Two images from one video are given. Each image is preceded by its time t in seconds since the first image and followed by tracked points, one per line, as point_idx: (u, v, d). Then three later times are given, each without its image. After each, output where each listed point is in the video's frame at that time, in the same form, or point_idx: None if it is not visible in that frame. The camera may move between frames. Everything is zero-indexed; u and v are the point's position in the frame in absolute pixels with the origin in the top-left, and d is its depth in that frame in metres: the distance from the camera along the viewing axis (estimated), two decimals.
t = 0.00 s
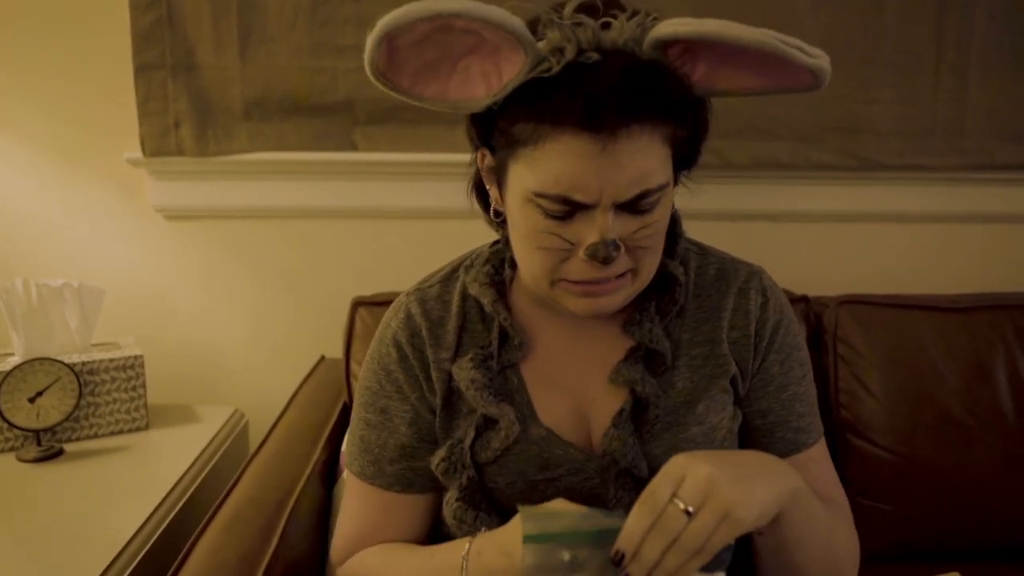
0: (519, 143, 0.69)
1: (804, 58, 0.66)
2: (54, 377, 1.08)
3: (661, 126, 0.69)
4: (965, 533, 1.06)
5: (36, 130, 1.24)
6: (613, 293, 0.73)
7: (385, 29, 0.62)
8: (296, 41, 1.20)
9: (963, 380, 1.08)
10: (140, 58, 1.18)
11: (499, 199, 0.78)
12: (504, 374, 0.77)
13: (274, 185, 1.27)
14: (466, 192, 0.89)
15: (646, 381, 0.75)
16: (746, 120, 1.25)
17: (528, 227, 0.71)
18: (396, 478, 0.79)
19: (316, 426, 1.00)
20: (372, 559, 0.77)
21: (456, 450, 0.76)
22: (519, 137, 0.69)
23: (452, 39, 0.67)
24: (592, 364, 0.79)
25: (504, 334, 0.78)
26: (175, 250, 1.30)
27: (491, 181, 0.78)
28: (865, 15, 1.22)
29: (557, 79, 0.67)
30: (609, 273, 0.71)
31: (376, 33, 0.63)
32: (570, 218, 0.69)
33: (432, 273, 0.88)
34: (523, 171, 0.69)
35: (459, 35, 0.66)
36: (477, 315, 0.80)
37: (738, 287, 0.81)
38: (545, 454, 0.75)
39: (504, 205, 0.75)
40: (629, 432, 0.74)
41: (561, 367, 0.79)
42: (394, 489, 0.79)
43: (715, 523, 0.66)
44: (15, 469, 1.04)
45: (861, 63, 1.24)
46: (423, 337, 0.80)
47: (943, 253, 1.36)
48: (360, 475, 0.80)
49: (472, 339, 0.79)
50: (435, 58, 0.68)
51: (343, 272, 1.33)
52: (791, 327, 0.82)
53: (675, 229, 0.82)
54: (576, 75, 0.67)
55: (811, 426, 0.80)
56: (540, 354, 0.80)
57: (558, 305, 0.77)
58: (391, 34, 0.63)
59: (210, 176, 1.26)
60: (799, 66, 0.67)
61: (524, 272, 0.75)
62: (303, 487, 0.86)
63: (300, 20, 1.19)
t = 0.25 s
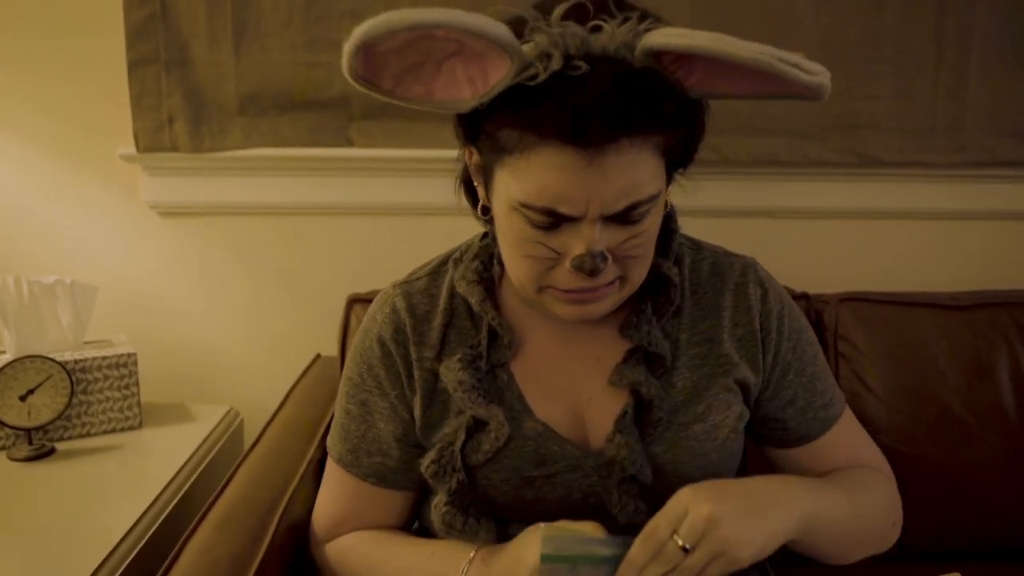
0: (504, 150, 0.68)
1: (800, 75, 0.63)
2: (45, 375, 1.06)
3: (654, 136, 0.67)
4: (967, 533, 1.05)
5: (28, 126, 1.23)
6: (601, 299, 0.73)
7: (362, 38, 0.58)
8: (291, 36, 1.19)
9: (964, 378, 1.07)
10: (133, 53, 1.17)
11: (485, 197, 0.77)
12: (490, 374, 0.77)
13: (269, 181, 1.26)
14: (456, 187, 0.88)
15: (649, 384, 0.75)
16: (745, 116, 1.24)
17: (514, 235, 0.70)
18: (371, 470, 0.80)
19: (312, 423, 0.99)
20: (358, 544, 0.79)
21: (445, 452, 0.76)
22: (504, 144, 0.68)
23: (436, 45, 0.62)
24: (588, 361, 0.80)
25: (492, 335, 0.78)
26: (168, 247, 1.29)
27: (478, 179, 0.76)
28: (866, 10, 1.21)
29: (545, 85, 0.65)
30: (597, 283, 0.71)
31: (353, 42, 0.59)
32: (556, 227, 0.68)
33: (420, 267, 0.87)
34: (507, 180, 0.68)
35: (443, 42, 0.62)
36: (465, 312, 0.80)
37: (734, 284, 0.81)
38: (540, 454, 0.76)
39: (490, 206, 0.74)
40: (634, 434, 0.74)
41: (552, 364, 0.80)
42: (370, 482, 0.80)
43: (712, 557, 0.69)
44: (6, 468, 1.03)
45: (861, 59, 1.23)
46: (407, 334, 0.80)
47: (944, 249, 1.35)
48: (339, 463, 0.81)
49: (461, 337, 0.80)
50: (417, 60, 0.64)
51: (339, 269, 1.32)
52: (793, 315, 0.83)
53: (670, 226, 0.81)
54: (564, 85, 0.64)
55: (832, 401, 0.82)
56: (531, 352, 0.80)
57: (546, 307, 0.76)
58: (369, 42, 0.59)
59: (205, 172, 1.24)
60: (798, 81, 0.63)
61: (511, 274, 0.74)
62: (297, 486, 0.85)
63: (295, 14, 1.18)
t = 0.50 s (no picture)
0: (490, 158, 0.66)
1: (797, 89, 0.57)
2: (36, 373, 1.05)
3: (644, 143, 0.66)
4: (967, 530, 1.04)
5: (18, 121, 1.22)
6: (591, 302, 0.72)
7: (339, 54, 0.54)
8: (284, 29, 1.17)
9: (963, 372, 1.06)
10: (124, 47, 1.16)
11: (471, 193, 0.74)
12: (482, 368, 0.76)
13: (262, 176, 1.24)
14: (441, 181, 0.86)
15: (646, 380, 0.74)
16: (741, 109, 1.23)
17: (501, 241, 0.69)
18: (355, 465, 0.79)
19: (302, 421, 0.98)
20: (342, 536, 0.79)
21: (438, 450, 0.75)
22: (490, 152, 0.66)
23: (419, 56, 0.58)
24: (579, 354, 0.79)
25: (483, 330, 0.77)
26: (161, 243, 1.27)
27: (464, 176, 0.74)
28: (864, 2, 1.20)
29: (531, 94, 0.62)
30: (587, 288, 0.70)
31: (331, 56, 0.55)
32: (544, 236, 0.67)
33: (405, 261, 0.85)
34: (494, 187, 0.67)
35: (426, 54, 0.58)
36: (454, 307, 0.79)
37: (729, 274, 0.80)
38: (534, 448, 0.75)
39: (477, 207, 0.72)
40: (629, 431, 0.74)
41: (544, 361, 0.78)
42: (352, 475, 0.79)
43: (757, 558, 0.70)
44: None
45: (859, 51, 1.22)
46: (394, 329, 0.79)
47: (942, 243, 1.34)
48: (324, 457, 0.80)
49: (450, 332, 0.78)
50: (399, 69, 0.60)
51: (332, 265, 1.30)
52: (785, 306, 0.82)
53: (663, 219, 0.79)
54: (550, 95, 0.62)
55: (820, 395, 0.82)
56: (522, 349, 0.78)
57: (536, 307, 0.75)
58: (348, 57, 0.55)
59: (197, 167, 1.23)
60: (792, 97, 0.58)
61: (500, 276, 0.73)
62: (289, 485, 0.84)
63: (287, 7, 1.17)
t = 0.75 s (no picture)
0: (481, 154, 0.65)
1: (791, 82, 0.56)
2: (27, 371, 1.04)
3: (636, 138, 0.65)
4: (965, 531, 1.03)
5: (11, 119, 1.21)
6: (584, 297, 0.71)
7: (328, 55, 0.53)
8: (278, 27, 1.17)
9: (960, 372, 1.05)
10: (118, 44, 1.15)
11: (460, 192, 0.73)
12: (471, 366, 0.76)
13: (256, 174, 1.24)
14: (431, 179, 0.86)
15: (633, 376, 0.74)
16: (739, 107, 1.22)
17: (494, 238, 0.68)
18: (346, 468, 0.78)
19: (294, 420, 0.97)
20: (333, 535, 0.78)
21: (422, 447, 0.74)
22: (481, 147, 0.65)
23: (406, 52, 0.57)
24: (568, 352, 0.78)
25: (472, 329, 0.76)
26: (154, 241, 1.27)
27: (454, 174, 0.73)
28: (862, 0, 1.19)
29: (522, 89, 0.61)
30: (579, 284, 0.69)
31: (318, 56, 0.54)
32: (537, 233, 0.66)
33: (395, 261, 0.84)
34: (486, 184, 0.66)
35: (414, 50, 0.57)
36: (443, 306, 0.79)
37: (720, 270, 0.80)
38: (524, 446, 0.74)
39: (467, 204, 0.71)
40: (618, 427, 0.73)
41: (531, 359, 0.78)
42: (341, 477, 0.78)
43: (780, 544, 0.69)
44: None
45: (857, 50, 1.21)
46: (381, 330, 0.78)
47: (940, 242, 1.33)
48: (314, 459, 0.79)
49: (439, 330, 0.78)
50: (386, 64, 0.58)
51: (327, 263, 1.30)
52: (776, 302, 0.82)
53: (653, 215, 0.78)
54: (545, 92, 0.61)
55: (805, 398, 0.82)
56: (511, 346, 0.78)
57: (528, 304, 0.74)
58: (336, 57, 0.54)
59: (192, 165, 1.22)
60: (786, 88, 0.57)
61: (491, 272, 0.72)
62: (278, 484, 0.83)
63: (282, 4, 1.16)
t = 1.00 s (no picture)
0: (473, 145, 0.65)
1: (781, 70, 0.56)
2: (20, 372, 1.04)
3: (629, 131, 0.65)
4: (959, 532, 1.03)
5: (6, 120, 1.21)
6: (576, 289, 0.71)
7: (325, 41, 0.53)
8: (273, 27, 1.17)
9: (953, 372, 1.05)
10: (113, 45, 1.15)
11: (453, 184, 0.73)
12: (458, 364, 0.75)
13: (251, 175, 1.24)
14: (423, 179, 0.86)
15: (619, 371, 0.74)
16: (735, 109, 1.22)
17: (487, 229, 0.68)
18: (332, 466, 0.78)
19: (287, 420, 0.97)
20: (321, 533, 0.78)
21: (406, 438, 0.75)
22: (473, 139, 0.65)
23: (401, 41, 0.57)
24: (556, 349, 0.78)
25: (461, 325, 0.76)
26: (149, 242, 1.27)
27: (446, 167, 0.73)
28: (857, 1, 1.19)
29: (517, 78, 0.61)
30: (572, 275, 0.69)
31: (313, 43, 0.53)
32: (530, 223, 0.66)
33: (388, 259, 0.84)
34: (479, 175, 0.66)
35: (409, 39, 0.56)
36: (432, 303, 0.78)
37: (711, 269, 0.80)
38: (511, 446, 0.74)
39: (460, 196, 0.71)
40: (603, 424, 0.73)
41: (519, 355, 0.78)
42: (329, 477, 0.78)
43: (757, 529, 0.69)
44: None
45: (853, 51, 1.21)
46: (370, 328, 0.78)
47: (936, 244, 1.33)
48: (304, 456, 0.79)
49: (428, 327, 0.77)
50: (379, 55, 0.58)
51: (323, 264, 1.30)
52: (767, 302, 0.81)
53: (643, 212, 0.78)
54: (539, 79, 0.61)
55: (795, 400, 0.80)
56: (500, 343, 0.78)
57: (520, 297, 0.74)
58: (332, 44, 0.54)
59: (187, 165, 1.22)
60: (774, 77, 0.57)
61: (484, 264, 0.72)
62: (270, 484, 0.83)
63: (277, 5, 1.16)
